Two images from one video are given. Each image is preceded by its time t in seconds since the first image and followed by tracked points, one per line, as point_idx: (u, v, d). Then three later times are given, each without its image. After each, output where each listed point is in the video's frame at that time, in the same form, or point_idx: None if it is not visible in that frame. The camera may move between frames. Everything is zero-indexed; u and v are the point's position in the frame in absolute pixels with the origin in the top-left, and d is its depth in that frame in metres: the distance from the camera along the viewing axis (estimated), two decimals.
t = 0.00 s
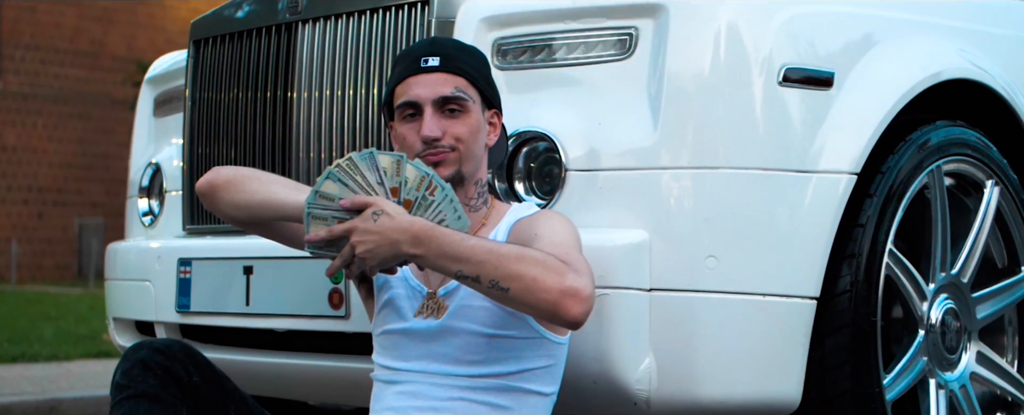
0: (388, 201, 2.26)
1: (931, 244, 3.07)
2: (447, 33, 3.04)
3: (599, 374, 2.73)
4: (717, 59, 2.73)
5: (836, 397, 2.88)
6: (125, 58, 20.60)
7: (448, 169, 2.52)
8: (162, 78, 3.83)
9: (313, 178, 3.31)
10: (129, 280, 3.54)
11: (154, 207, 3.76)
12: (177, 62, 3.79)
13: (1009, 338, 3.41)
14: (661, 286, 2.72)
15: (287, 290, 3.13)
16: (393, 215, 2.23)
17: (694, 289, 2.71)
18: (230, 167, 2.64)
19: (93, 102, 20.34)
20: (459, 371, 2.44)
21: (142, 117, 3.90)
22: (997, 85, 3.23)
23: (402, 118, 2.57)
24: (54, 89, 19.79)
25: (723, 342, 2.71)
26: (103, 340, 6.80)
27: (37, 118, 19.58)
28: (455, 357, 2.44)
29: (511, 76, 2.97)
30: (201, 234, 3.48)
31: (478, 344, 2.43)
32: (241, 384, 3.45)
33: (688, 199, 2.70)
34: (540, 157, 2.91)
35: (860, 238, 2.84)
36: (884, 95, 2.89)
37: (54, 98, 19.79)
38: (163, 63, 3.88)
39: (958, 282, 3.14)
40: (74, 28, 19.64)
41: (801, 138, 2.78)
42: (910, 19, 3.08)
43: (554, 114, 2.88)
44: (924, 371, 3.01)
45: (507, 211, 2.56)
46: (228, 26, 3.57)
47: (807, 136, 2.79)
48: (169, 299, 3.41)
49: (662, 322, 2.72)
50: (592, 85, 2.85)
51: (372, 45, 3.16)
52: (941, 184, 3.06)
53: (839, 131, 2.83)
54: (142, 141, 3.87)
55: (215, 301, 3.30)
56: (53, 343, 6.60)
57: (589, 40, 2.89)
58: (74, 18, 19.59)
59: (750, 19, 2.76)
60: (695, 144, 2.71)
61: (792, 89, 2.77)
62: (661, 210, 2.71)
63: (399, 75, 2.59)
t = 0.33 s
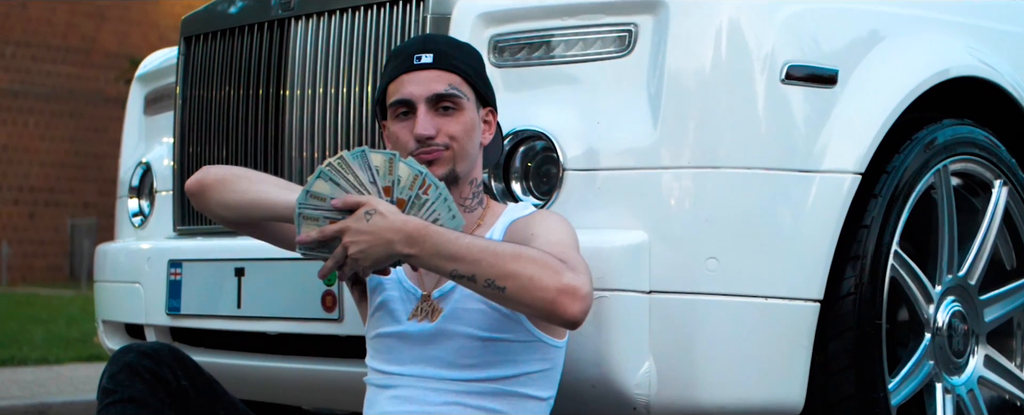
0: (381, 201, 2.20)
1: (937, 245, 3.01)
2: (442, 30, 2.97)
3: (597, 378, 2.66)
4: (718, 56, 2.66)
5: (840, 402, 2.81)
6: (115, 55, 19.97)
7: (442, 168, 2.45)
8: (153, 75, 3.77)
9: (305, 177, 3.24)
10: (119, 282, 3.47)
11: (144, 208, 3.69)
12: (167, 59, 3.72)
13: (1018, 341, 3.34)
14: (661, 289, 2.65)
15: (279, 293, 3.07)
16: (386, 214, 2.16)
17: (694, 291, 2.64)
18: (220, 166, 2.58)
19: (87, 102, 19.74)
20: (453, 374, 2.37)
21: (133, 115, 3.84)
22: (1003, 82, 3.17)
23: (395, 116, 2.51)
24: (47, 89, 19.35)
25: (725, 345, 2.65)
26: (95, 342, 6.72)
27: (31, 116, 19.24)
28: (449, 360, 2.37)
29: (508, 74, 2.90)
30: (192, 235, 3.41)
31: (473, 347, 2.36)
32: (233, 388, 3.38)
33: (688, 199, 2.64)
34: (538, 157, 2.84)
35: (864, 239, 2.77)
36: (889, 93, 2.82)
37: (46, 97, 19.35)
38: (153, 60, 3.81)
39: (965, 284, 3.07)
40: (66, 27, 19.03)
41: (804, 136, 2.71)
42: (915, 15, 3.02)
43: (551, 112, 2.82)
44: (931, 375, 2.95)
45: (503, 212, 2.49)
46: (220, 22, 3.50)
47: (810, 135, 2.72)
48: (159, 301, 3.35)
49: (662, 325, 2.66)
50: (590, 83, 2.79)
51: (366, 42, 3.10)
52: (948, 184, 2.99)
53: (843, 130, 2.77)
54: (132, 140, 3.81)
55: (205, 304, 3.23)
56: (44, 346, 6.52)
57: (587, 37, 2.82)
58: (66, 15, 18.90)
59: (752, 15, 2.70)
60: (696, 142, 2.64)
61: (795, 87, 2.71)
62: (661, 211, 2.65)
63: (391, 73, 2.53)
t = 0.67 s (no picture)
0: (374, 200, 2.14)
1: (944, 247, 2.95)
2: (438, 26, 2.90)
3: (595, 383, 2.60)
4: (719, 54, 2.60)
5: (843, 408, 2.75)
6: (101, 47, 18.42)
7: (436, 169, 2.39)
8: (143, 73, 3.71)
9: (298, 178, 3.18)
10: (108, 284, 3.41)
11: (134, 208, 3.63)
12: (158, 57, 3.66)
13: None
14: (660, 291, 2.59)
15: (271, 295, 3.01)
16: (380, 214, 2.10)
17: (695, 294, 2.58)
18: (209, 166, 2.52)
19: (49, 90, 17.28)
20: (448, 379, 2.31)
21: (122, 114, 3.77)
22: (1010, 80, 3.11)
23: (388, 115, 2.45)
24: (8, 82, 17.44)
25: (724, 350, 2.59)
26: (86, 345, 6.65)
27: None
28: (444, 364, 2.31)
29: (504, 71, 2.84)
30: (183, 236, 3.35)
31: (468, 351, 2.30)
32: (224, 392, 3.32)
33: (688, 199, 2.58)
34: (535, 156, 2.78)
35: (868, 241, 2.71)
36: (894, 92, 2.76)
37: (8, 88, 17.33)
38: (143, 58, 3.75)
39: (972, 286, 3.02)
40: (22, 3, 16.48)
41: (807, 136, 2.65)
42: (920, 12, 2.96)
43: (549, 110, 2.76)
44: (937, 379, 2.89)
45: (499, 213, 2.44)
46: (211, 19, 3.44)
47: (813, 134, 2.66)
48: (149, 304, 3.28)
49: (662, 328, 2.60)
50: (589, 81, 2.73)
51: (360, 39, 3.04)
52: (955, 184, 2.93)
53: (847, 128, 2.71)
54: (122, 139, 3.74)
55: (196, 306, 3.17)
56: (33, 349, 6.45)
57: (585, 34, 2.76)
58: None
59: (754, 11, 2.64)
60: (697, 142, 2.58)
61: (799, 85, 2.65)
62: (661, 212, 2.59)
63: (384, 70, 2.47)
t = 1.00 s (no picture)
0: (366, 199, 2.08)
1: (951, 250, 2.89)
2: (433, 23, 2.85)
3: (593, 388, 2.54)
4: (720, 51, 2.55)
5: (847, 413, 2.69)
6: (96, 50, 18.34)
7: (430, 170, 2.33)
8: (133, 71, 3.64)
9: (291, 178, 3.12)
10: (97, 286, 3.34)
11: (124, 209, 3.57)
12: (148, 55, 3.60)
13: None
14: (660, 294, 2.53)
15: (264, 298, 2.94)
16: (372, 213, 2.04)
17: (696, 296, 2.52)
18: (198, 166, 2.46)
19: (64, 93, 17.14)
20: (442, 384, 2.25)
21: (112, 113, 3.71)
22: (1016, 79, 3.06)
23: (379, 115, 2.38)
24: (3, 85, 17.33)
25: (725, 354, 2.53)
26: (77, 348, 6.58)
27: None
28: (438, 369, 2.25)
29: (501, 69, 2.78)
30: (173, 238, 3.29)
31: (463, 355, 2.24)
32: (215, 397, 3.26)
33: (688, 200, 2.52)
34: (531, 156, 2.72)
35: (872, 243, 2.65)
36: (898, 90, 2.71)
37: None
38: (133, 56, 3.69)
39: (979, 289, 2.96)
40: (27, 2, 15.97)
41: (810, 135, 2.60)
42: (925, 9, 2.90)
43: (547, 109, 2.70)
44: (943, 384, 2.83)
45: (494, 214, 2.38)
46: (201, 15, 3.38)
47: (816, 134, 2.60)
48: (139, 307, 3.22)
49: (661, 332, 2.54)
50: (587, 79, 2.67)
51: (354, 36, 2.98)
52: (961, 185, 2.87)
53: (852, 127, 2.65)
54: (112, 138, 3.68)
55: (186, 309, 3.11)
56: (23, 353, 6.37)
57: (583, 31, 2.70)
58: None
59: (755, 7, 2.58)
60: (697, 141, 2.53)
61: (802, 83, 2.59)
62: (661, 212, 2.53)
63: (376, 69, 2.41)
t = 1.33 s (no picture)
0: (358, 200, 2.02)
1: (957, 252, 2.83)
2: (428, 20, 2.78)
3: (592, 393, 2.48)
4: (721, 49, 2.49)
5: None
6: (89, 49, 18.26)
7: (424, 172, 2.27)
8: (122, 69, 3.58)
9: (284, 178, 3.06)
10: (86, 289, 3.28)
11: (114, 210, 3.51)
12: (138, 52, 3.53)
13: None
14: (659, 297, 2.48)
15: (256, 301, 2.89)
16: (364, 214, 1.98)
17: (697, 299, 2.46)
18: (188, 167, 2.40)
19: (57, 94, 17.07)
20: (436, 389, 2.19)
21: (101, 111, 3.65)
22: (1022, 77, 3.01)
23: (372, 114, 2.33)
24: None
25: (727, 358, 2.48)
26: (66, 351, 6.51)
27: None
28: (432, 373, 2.19)
29: (497, 67, 2.72)
30: (163, 239, 3.23)
31: (458, 360, 2.18)
32: (206, 401, 3.20)
33: (689, 200, 2.46)
34: (529, 156, 2.66)
35: (877, 245, 2.59)
36: (902, 89, 2.65)
37: None
38: (123, 53, 3.62)
39: (986, 291, 2.91)
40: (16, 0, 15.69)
41: (814, 135, 2.54)
42: (930, 5, 2.84)
43: (544, 108, 2.64)
44: (949, 389, 2.77)
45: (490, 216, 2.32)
46: (192, 13, 3.32)
47: (820, 133, 2.55)
48: (128, 309, 3.16)
49: (661, 336, 2.48)
50: (585, 77, 2.61)
51: (347, 34, 2.92)
52: (968, 185, 2.81)
53: (856, 125, 2.59)
54: (101, 137, 3.62)
55: (177, 312, 3.05)
56: (12, 356, 6.31)
57: (582, 28, 2.65)
58: None
59: (756, 4, 2.53)
60: (698, 141, 2.47)
61: (805, 82, 2.54)
62: (661, 214, 2.47)
63: (369, 67, 2.36)
